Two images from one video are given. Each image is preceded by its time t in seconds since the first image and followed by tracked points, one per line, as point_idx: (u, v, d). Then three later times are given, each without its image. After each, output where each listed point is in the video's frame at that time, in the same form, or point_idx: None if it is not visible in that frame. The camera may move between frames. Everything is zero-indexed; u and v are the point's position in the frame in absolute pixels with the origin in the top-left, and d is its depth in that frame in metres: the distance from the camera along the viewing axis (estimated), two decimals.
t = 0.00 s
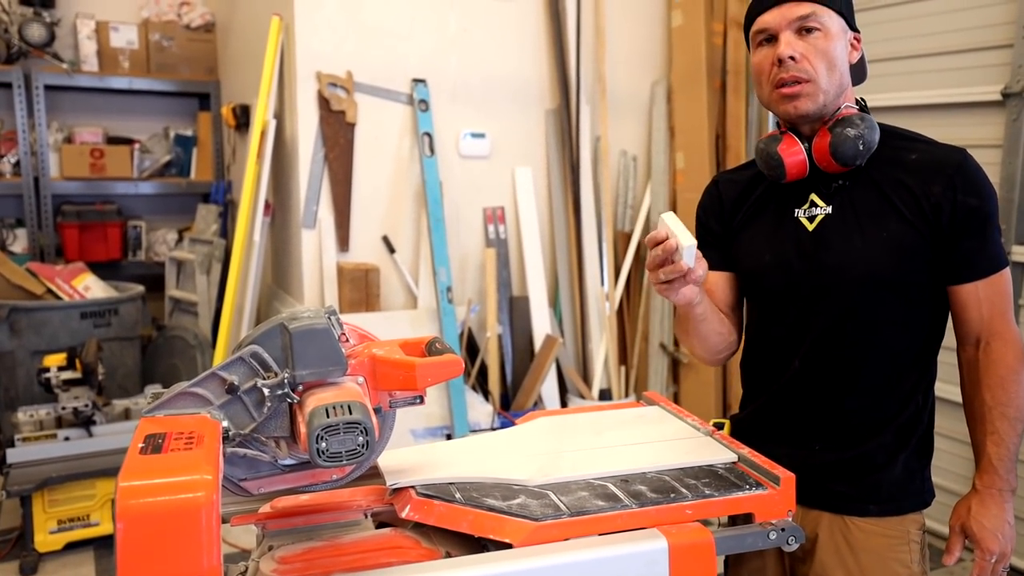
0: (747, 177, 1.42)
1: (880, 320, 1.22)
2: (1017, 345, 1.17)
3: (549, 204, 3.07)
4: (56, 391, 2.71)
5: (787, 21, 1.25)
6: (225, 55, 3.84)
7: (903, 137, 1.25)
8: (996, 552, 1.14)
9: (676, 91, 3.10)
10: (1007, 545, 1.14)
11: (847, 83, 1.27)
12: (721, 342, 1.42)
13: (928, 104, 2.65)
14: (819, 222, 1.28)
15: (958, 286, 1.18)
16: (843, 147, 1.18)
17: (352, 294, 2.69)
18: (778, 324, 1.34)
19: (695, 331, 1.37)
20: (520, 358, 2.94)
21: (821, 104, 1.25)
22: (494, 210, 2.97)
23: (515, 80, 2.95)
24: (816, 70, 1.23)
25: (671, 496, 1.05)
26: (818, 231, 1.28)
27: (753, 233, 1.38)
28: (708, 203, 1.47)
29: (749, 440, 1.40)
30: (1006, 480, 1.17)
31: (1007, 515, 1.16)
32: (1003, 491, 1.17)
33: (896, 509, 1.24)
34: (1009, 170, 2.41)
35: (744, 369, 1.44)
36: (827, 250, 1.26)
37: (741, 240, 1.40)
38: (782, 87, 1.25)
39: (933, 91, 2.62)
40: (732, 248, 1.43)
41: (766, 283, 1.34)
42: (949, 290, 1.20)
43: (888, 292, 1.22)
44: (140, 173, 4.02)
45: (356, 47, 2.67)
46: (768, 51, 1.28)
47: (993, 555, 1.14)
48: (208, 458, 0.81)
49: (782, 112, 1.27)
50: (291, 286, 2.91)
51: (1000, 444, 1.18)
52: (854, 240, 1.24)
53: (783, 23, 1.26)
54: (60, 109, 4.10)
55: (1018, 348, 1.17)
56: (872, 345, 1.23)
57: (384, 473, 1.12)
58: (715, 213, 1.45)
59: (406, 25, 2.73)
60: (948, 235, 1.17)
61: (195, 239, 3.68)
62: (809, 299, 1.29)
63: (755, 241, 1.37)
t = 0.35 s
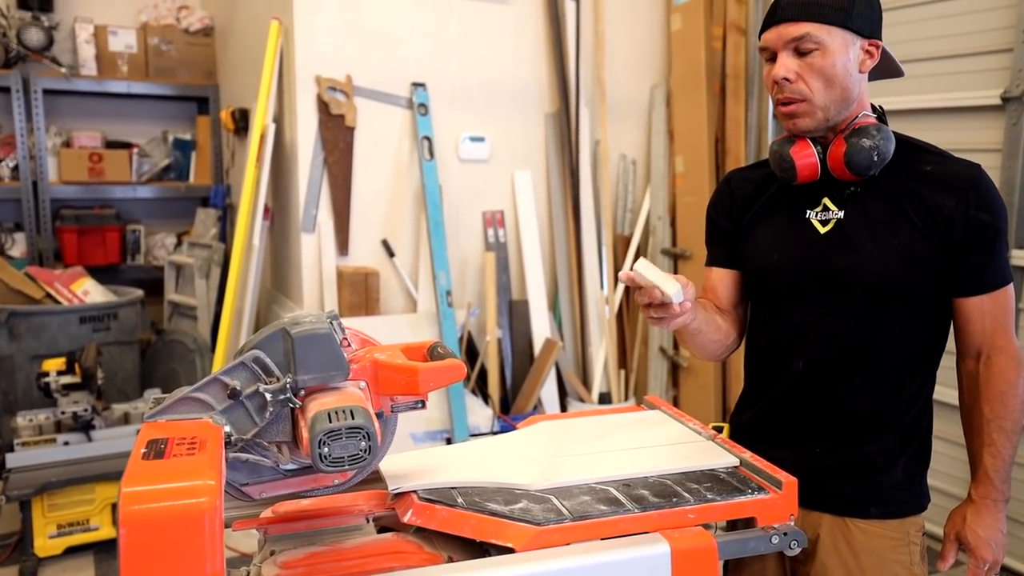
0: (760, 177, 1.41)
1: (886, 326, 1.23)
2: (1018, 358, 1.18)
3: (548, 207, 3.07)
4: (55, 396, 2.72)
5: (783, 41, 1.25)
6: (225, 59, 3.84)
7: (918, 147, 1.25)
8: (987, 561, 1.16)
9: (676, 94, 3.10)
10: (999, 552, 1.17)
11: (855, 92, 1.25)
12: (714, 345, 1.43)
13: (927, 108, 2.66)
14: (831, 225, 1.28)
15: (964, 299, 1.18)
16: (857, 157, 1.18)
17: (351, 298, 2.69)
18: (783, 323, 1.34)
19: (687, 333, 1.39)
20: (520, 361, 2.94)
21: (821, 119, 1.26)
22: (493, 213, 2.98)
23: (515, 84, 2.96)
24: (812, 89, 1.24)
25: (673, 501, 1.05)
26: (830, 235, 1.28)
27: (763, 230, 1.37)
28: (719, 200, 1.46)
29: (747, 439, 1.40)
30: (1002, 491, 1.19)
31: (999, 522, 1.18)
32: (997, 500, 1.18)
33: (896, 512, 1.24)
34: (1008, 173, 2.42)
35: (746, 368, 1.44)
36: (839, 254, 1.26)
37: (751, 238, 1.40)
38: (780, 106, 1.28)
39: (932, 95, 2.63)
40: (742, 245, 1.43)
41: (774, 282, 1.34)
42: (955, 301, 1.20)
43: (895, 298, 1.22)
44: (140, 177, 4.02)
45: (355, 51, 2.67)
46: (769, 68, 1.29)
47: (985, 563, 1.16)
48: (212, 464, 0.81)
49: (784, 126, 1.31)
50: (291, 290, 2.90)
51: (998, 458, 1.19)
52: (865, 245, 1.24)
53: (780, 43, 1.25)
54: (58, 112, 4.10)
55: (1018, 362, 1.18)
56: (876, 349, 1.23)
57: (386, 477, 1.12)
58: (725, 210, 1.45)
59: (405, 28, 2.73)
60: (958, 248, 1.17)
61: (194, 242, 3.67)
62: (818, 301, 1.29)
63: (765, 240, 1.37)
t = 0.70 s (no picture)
0: (763, 180, 1.41)
1: (883, 328, 1.22)
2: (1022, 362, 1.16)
3: (550, 208, 3.07)
4: (58, 398, 2.72)
5: (775, 51, 1.24)
6: (226, 60, 3.84)
7: (918, 150, 1.24)
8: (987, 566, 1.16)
9: (677, 94, 3.09)
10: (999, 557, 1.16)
11: (850, 100, 1.24)
12: (710, 340, 1.46)
13: (930, 107, 2.66)
14: (829, 228, 1.28)
15: (965, 302, 1.18)
16: (851, 165, 1.18)
17: (354, 299, 2.69)
18: (783, 324, 1.34)
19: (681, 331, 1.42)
20: (522, 362, 2.94)
21: (814, 127, 1.26)
22: (495, 214, 2.97)
23: (516, 84, 2.95)
24: (805, 99, 1.24)
25: (678, 502, 1.05)
26: (827, 238, 1.27)
27: (764, 233, 1.38)
28: (725, 205, 1.48)
29: (749, 439, 1.41)
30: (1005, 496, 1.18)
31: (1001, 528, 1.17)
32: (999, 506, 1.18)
33: (897, 512, 1.23)
34: (1011, 172, 2.42)
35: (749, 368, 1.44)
36: (836, 257, 1.25)
37: (753, 240, 1.40)
38: (775, 113, 1.29)
39: (935, 94, 2.63)
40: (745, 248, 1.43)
41: (773, 284, 1.34)
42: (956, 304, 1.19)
43: (893, 301, 1.21)
44: (141, 179, 4.02)
45: (357, 52, 2.67)
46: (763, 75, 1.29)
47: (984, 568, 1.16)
48: (217, 467, 0.81)
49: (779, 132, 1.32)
50: (293, 292, 2.90)
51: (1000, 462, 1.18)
52: (862, 248, 1.23)
53: (772, 52, 1.25)
54: (60, 115, 4.10)
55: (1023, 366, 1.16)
56: (874, 351, 1.23)
57: (391, 479, 1.12)
58: (731, 214, 1.47)
59: (407, 29, 2.73)
60: (956, 251, 1.17)
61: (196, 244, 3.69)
62: (816, 303, 1.29)
63: (765, 243, 1.37)
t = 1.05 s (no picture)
0: (753, 183, 1.42)
1: (867, 330, 1.23)
2: (1009, 363, 1.16)
3: (549, 206, 3.07)
4: (57, 395, 2.72)
5: (764, 56, 1.25)
6: (225, 57, 3.84)
7: (901, 150, 1.23)
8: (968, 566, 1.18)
9: (676, 93, 3.10)
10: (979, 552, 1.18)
11: (834, 110, 1.25)
12: (703, 342, 1.48)
13: (928, 106, 2.66)
14: (813, 231, 1.28)
15: (950, 301, 1.17)
16: (828, 169, 1.18)
17: (353, 297, 2.69)
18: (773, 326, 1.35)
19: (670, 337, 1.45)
20: (521, 360, 2.94)
21: (796, 134, 1.28)
22: (494, 212, 2.97)
23: (516, 83, 2.96)
24: (788, 106, 1.25)
25: (676, 501, 1.05)
26: (810, 240, 1.28)
27: (754, 235, 1.39)
28: (720, 210, 1.49)
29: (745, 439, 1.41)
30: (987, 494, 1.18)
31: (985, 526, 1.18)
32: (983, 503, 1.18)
33: (888, 511, 1.23)
34: (1009, 172, 2.44)
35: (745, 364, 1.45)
36: (818, 260, 1.26)
37: (744, 243, 1.42)
38: (759, 115, 1.30)
39: (933, 93, 2.64)
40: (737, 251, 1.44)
41: (761, 287, 1.36)
42: (942, 304, 1.19)
43: (877, 303, 1.21)
44: (140, 176, 4.01)
45: (356, 50, 2.67)
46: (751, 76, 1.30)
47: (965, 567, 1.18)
48: (217, 466, 0.81)
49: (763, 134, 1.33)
50: (292, 290, 2.90)
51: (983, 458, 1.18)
52: (844, 250, 1.23)
53: (760, 57, 1.26)
54: (58, 111, 4.10)
55: (1008, 364, 1.16)
56: (859, 352, 1.24)
57: (391, 478, 1.12)
58: (725, 216, 1.48)
59: (406, 27, 2.73)
60: (937, 252, 1.16)
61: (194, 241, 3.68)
62: (803, 306, 1.29)
63: (754, 246, 1.38)
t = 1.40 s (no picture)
0: (743, 189, 1.42)
1: (869, 332, 1.22)
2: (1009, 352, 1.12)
3: (549, 209, 3.07)
4: (56, 397, 2.72)
5: (803, 32, 1.23)
6: (225, 59, 3.84)
7: (895, 150, 1.23)
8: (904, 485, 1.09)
9: (676, 94, 3.10)
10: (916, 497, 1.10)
11: (850, 102, 1.25)
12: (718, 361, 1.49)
13: (928, 108, 2.67)
14: (810, 234, 1.28)
15: (958, 299, 1.16)
16: (830, 165, 1.18)
17: (353, 299, 2.69)
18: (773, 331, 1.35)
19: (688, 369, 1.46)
20: (521, 362, 2.95)
21: (820, 120, 1.24)
22: (493, 214, 2.97)
23: (516, 84, 2.96)
24: (823, 85, 1.22)
25: (677, 505, 1.05)
26: (809, 243, 1.28)
27: (749, 239, 1.38)
28: (708, 215, 1.48)
29: (746, 442, 1.41)
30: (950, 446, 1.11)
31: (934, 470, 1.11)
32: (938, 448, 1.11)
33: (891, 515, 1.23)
34: (1009, 174, 2.45)
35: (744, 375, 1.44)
36: (817, 264, 1.26)
37: (738, 248, 1.41)
38: (783, 96, 1.24)
39: (932, 95, 2.65)
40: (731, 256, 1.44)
41: (759, 291, 1.35)
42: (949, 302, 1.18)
43: (879, 305, 1.21)
44: (140, 177, 4.01)
45: (357, 52, 2.67)
46: (779, 56, 1.26)
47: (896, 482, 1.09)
48: (218, 470, 0.81)
49: (778, 121, 1.27)
50: (292, 292, 2.90)
51: (955, 411, 1.13)
52: (845, 253, 1.23)
53: (798, 32, 1.23)
54: (58, 113, 4.10)
55: (1012, 351, 1.12)
56: (862, 356, 1.23)
57: (391, 481, 1.12)
58: (715, 222, 1.47)
59: (406, 28, 2.73)
60: (937, 251, 1.16)
61: (195, 243, 3.68)
62: (803, 310, 1.29)
63: (750, 251, 1.37)
